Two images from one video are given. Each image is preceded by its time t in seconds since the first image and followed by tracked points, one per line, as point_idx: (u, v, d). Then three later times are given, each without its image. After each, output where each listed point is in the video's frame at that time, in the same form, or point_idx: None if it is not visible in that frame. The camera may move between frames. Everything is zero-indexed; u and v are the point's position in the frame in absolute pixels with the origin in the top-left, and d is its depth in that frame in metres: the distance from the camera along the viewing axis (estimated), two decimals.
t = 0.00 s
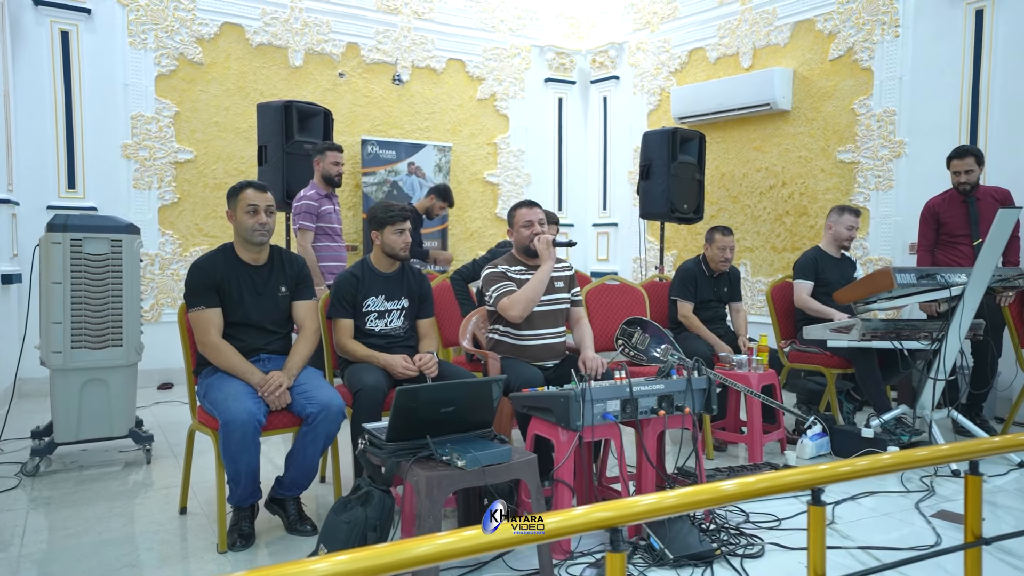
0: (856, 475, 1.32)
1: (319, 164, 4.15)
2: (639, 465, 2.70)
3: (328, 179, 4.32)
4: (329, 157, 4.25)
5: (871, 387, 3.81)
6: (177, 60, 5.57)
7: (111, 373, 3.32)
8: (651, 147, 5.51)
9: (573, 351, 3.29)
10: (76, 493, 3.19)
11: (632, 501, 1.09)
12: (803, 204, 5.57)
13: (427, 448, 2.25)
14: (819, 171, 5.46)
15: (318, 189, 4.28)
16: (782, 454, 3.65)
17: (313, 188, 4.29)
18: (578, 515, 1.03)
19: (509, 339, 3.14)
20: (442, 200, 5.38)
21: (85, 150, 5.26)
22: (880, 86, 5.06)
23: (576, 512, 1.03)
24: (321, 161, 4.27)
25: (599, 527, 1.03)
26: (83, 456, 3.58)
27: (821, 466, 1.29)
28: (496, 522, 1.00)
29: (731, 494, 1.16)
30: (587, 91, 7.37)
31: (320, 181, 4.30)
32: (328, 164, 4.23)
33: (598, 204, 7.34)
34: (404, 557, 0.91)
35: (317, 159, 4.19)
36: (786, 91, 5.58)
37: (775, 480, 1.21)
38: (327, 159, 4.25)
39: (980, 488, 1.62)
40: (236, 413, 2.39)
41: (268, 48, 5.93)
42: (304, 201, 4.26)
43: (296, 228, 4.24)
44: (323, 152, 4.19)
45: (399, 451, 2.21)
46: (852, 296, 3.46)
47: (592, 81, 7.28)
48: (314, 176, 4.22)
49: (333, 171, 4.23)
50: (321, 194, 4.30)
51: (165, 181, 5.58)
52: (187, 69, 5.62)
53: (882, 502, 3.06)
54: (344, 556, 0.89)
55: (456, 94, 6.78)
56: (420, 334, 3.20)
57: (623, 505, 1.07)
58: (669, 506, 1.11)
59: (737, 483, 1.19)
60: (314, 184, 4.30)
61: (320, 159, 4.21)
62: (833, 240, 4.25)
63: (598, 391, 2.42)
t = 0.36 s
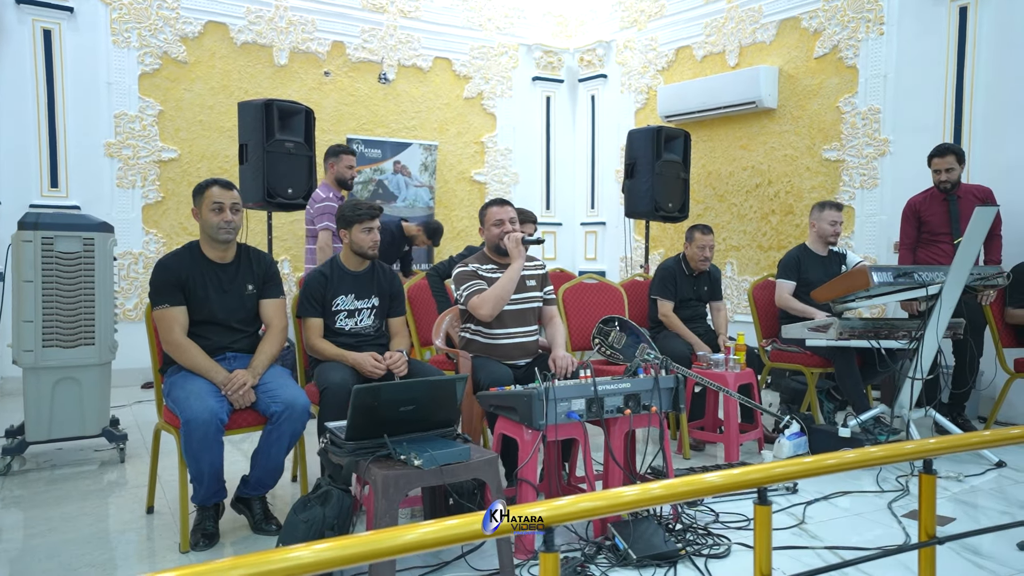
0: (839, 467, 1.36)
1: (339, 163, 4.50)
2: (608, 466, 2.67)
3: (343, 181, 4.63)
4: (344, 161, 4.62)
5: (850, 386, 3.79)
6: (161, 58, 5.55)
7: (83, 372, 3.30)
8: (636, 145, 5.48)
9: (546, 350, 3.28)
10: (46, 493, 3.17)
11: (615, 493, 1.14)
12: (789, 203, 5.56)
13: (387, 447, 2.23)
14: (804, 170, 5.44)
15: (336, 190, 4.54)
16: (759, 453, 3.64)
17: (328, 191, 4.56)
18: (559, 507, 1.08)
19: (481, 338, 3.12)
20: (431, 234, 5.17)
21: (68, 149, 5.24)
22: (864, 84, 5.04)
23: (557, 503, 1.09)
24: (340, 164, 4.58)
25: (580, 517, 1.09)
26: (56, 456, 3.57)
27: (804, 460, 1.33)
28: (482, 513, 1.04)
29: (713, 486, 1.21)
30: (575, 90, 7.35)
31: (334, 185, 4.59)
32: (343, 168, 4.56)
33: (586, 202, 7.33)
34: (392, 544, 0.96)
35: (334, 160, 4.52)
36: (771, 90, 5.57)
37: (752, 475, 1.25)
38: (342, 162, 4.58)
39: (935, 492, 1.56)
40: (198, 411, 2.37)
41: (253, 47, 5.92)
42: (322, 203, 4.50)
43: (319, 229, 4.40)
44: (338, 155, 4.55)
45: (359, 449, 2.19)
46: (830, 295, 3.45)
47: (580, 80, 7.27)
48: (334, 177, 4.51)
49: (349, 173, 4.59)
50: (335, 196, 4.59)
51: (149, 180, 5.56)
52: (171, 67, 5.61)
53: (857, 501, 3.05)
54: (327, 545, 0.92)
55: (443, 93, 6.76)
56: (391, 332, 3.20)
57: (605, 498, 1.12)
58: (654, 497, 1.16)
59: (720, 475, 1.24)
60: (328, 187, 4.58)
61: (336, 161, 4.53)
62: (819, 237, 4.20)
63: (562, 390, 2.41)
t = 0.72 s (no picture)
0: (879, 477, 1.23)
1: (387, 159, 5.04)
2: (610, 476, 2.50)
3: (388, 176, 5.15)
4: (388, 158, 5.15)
5: (876, 390, 3.57)
6: (172, 55, 5.51)
7: (77, 371, 3.23)
8: (654, 139, 5.30)
9: (550, 350, 3.13)
10: (37, 495, 3.10)
11: (640, 503, 1.05)
12: (815, 198, 5.32)
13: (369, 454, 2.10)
14: (831, 163, 5.21)
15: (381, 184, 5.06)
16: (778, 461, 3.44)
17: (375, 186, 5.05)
18: (581, 519, 1.00)
19: (481, 338, 2.98)
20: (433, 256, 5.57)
21: (79, 147, 5.22)
22: (894, 73, 4.80)
23: (579, 514, 1.00)
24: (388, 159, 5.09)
25: (602, 530, 1.01)
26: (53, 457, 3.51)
27: (841, 469, 1.21)
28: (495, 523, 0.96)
29: (738, 497, 1.10)
30: (594, 84, 7.18)
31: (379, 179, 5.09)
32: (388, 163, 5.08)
33: (606, 199, 7.15)
34: (404, 557, 0.88)
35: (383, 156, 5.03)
36: (796, 81, 5.35)
37: (785, 484, 1.14)
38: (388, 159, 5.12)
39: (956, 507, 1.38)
40: (176, 414, 2.27)
41: (265, 42, 5.85)
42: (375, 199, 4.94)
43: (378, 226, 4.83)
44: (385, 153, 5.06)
45: (339, 456, 2.06)
46: (853, 293, 3.24)
47: (600, 74, 7.09)
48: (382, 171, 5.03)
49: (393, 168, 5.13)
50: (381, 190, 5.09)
51: (160, 177, 5.52)
52: (183, 63, 5.56)
53: (882, 514, 2.85)
54: (337, 557, 0.86)
55: (459, 88, 6.64)
56: (388, 331, 3.07)
57: (629, 509, 1.03)
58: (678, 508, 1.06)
59: (746, 485, 1.13)
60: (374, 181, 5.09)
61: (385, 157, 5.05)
62: (845, 233, 3.98)
63: (558, 393, 2.26)
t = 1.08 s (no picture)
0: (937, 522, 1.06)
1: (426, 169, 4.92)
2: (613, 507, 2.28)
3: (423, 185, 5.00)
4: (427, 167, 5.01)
5: (914, 412, 3.28)
6: (186, 63, 5.46)
7: (65, 387, 3.12)
8: (676, 145, 5.07)
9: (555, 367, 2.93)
10: (20, 516, 2.98)
11: (668, 552, 0.92)
12: (848, 206, 5.03)
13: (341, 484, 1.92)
14: (865, 168, 4.92)
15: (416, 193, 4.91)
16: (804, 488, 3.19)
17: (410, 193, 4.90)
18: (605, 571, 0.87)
19: (480, 355, 2.79)
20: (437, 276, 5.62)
21: (92, 157, 5.19)
22: (933, 72, 4.51)
23: (603, 565, 0.87)
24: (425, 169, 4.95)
25: None
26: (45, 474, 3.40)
27: (888, 515, 1.05)
28: None
29: (777, 546, 0.96)
30: (618, 90, 6.98)
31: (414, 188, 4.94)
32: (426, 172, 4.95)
33: (629, 207, 6.93)
34: None
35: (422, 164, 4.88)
36: (827, 82, 5.08)
37: (829, 531, 1.00)
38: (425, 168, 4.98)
39: None
40: (142, 437, 2.12)
41: (280, 50, 5.78)
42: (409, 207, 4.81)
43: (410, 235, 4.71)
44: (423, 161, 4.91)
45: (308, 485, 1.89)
46: (887, 307, 2.97)
47: (623, 79, 6.89)
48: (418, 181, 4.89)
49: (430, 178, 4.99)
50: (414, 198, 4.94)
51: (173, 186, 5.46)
52: (197, 72, 5.51)
53: (920, 552, 2.57)
54: None
55: (477, 94, 6.49)
56: (384, 346, 2.90)
57: (657, 559, 0.90)
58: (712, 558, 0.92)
59: (785, 533, 0.99)
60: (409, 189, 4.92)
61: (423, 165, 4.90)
62: (878, 242, 3.70)
63: (551, 417, 2.06)
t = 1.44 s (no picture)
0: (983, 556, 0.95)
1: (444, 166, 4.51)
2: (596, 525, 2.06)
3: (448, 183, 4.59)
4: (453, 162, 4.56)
5: (942, 422, 3.00)
6: (190, 60, 5.38)
7: (40, 389, 3.01)
8: (692, 138, 4.83)
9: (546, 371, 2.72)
10: None
11: None
12: (875, 201, 4.74)
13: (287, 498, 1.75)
14: (893, 161, 4.63)
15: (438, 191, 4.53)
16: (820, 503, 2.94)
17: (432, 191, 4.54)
18: None
19: (464, 357, 2.60)
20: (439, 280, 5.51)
21: (95, 156, 5.12)
22: (967, 57, 4.21)
23: None
24: (447, 165, 4.54)
25: None
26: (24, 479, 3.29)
27: (930, 545, 0.93)
28: None
29: None
30: (635, 84, 6.74)
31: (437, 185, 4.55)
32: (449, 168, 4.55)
33: (647, 205, 6.69)
34: None
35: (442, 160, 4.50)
36: (852, 71, 4.80)
37: (869, 562, 0.89)
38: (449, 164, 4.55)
39: None
40: (85, 444, 1.97)
41: (285, 46, 5.67)
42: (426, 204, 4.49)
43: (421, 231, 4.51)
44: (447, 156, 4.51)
45: (251, 500, 1.72)
46: (910, 306, 2.73)
47: (640, 73, 6.65)
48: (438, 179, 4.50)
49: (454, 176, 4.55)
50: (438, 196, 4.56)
51: (176, 185, 5.38)
52: (201, 69, 5.42)
53: None
54: None
55: (489, 90, 6.32)
56: (364, 348, 2.73)
57: None
58: None
59: (812, 563, 0.87)
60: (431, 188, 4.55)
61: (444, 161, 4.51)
62: (904, 238, 3.43)
63: (523, 427, 1.86)
